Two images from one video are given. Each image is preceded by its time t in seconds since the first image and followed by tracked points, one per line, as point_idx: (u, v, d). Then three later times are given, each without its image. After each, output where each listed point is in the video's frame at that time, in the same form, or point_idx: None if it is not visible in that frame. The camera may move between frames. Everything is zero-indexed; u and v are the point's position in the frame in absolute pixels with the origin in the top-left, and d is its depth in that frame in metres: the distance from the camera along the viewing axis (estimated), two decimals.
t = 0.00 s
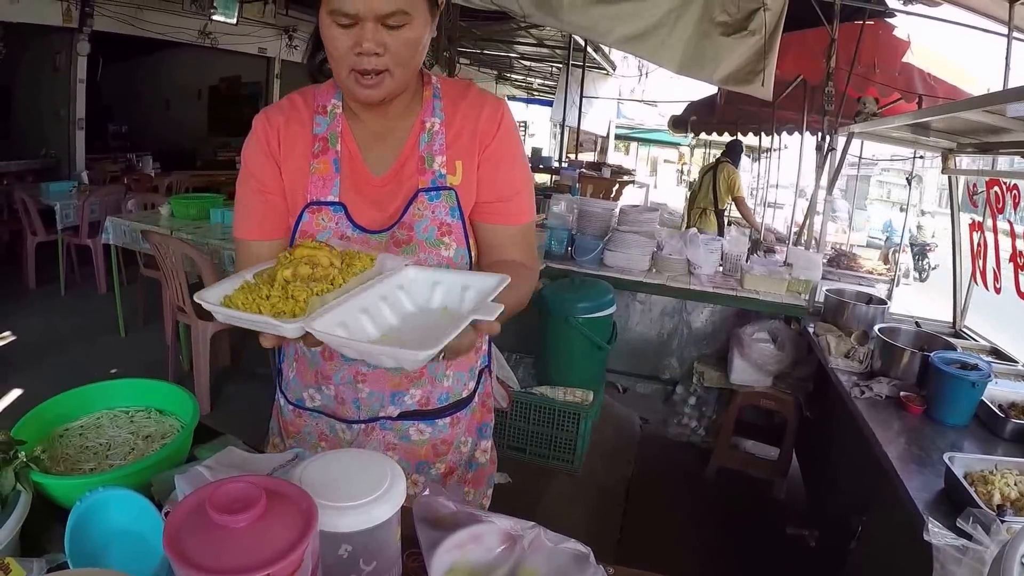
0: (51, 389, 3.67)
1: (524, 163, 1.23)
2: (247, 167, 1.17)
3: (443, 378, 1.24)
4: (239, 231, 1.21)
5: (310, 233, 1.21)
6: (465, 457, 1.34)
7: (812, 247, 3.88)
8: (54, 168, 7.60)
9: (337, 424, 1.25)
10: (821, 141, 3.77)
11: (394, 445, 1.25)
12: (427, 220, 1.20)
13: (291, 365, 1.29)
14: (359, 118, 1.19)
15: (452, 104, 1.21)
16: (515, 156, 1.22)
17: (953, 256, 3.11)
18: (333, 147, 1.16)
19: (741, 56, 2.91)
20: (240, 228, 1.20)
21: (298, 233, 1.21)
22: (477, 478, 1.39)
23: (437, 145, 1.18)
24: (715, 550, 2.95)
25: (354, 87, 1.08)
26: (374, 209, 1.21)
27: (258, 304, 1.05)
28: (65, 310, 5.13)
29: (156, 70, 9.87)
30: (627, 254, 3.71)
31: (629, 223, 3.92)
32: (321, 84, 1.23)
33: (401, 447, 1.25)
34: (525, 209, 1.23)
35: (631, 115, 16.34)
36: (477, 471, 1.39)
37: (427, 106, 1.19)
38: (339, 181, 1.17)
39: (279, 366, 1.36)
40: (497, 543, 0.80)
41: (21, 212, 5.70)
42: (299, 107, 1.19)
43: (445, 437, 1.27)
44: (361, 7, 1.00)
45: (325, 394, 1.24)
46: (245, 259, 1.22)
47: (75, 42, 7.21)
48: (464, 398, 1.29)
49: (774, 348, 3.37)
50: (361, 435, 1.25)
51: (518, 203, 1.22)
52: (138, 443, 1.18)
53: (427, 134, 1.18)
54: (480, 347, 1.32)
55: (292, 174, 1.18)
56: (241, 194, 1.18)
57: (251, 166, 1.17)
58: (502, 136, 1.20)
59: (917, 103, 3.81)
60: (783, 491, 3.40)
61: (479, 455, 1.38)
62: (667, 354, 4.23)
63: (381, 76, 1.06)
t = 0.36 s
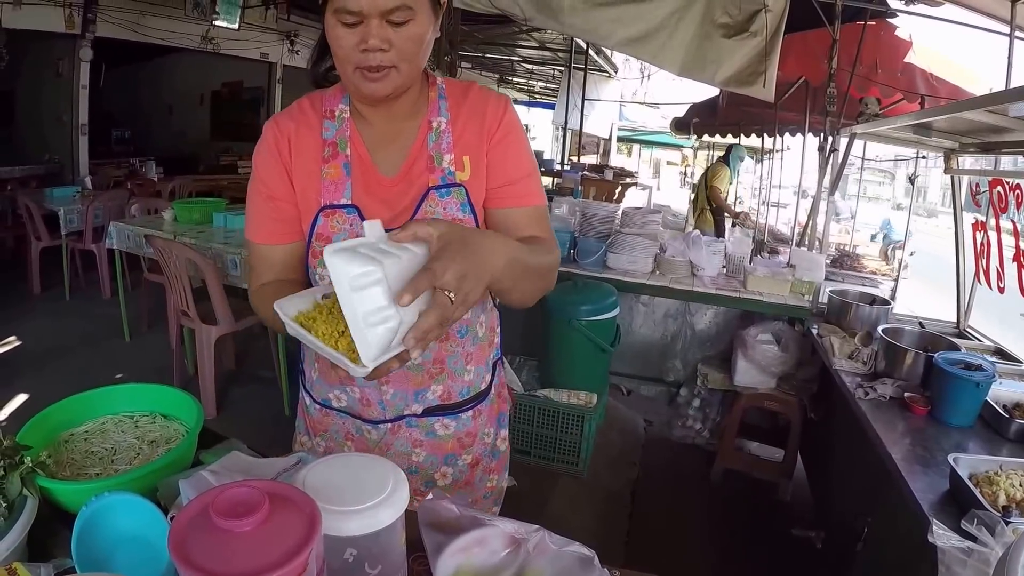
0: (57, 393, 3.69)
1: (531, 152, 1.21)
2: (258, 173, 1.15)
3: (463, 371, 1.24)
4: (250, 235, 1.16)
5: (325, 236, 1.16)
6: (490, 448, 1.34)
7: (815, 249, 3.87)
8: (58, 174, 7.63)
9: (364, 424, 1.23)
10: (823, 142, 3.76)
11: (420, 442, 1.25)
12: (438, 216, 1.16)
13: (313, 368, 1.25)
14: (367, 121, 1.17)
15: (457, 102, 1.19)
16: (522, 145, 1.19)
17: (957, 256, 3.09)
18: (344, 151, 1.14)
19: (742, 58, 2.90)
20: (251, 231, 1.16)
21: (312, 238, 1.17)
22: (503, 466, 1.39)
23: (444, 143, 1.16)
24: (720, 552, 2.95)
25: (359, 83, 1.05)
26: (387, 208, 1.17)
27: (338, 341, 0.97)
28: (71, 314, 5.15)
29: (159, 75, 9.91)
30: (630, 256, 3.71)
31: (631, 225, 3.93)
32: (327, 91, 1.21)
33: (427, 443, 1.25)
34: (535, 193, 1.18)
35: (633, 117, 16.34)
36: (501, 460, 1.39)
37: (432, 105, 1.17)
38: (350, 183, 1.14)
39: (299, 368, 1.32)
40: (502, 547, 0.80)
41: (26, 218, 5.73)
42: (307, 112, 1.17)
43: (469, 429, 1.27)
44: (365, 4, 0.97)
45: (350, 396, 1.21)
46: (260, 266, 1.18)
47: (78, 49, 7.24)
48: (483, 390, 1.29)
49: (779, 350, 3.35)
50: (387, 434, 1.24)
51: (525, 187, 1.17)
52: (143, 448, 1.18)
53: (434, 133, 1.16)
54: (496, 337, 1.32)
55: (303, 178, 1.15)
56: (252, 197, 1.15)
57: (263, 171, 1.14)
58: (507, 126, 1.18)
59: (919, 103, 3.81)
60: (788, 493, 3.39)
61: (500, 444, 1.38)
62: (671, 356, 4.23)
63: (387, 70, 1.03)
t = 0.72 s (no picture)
0: (60, 397, 3.69)
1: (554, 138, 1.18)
2: (286, 188, 1.09)
3: (505, 366, 1.21)
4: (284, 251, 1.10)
5: (364, 245, 1.12)
6: (527, 441, 1.32)
7: (817, 249, 3.86)
8: (61, 179, 7.66)
9: (405, 429, 1.20)
10: (825, 142, 3.76)
11: (463, 440, 1.22)
12: (474, 212, 1.13)
13: (351, 375, 1.21)
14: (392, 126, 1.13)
15: (478, 96, 1.16)
16: (545, 130, 1.16)
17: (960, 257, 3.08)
18: (374, 160, 1.10)
19: (744, 58, 2.90)
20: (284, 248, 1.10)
21: (351, 247, 1.13)
22: (538, 459, 1.38)
23: (471, 139, 1.12)
24: (723, 554, 2.93)
25: (383, 97, 1.00)
26: (422, 208, 1.13)
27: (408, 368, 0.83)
28: (74, 318, 5.17)
29: (162, 79, 9.94)
30: (633, 258, 3.71)
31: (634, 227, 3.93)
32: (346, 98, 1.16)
33: (470, 441, 1.22)
34: (561, 177, 1.15)
35: (634, 118, 16.37)
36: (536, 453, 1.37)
37: (454, 102, 1.13)
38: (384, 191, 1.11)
39: (330, 375, 1.28)
40: (507, 550, 0.80)
41: (29, 222, 5.74)
42: (331, 121, 1.13)
43: (511, 424, 1.25)
44: (386, 18, 0.91)
45: (393, 400, 1.18)
46: (295, 282, 1.12)
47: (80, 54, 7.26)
48: (522, 382, 1.27)
49: (782, 351, 3.34)
50: (430, 435, 1.21)
51: (551, 171, 1.14)
52: (147, 451, 1.18)
53: (459, 130, 1.12)
54: (528, 329, 1.30)
55: (334, 190, 1.10)
56: (285, 214, 1.09)
57: (293, 187, 1.09)
58: (530, 114, 1.14)
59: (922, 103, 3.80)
60: (791, 495, 3.38)
61: (536, 437, 1.36)
62: (673, 358, 4.23)
63: (412, 82, 0.98)
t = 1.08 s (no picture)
0: (63, 400, 3.69)
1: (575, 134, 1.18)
2: (307, 189, 1.07)
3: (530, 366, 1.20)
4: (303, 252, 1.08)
5: (389, 245, 1.10)
6: (549, 444, 1.31)
7: (819, 250, 3.85)
8: (63, 183, 7.69)
9: (427, 434, 1.18)
10: (827, 143, 3.75)
11: (487, 443, 1.21)
12: (498, 210, 1.11)
13: (373, 380, 1.19)
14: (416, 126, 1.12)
15: (498, 95, 1.16)
16: (566, 129, 1.16)
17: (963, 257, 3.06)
18: (397, 159, 1.08)
19: (746, 59, 2.89)
20: (303, 248, 1.07)
21: (375, 247, 1.10)
22: (559, 462, 1.37)
23: (494, 136, 1.11)
24: (726, 556, 2.92)
25: (411, 99, 1.00)
26: (446, 206, 1.11)
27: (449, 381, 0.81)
28: (77, 322, 5.18)
29: (164, 83, 9.97)
30: (636, 259, 3.70)
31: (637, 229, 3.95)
32: (368, 100, 1.14)
33: (494, 445, 1.21)
34: (583, 174, 1.15)
35: (636, 120, 16.37)
36: (558, 456, 1.36)
37: (476, 101, 1.13)
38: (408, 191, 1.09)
39: (349, 383, 1.26)
40: (512, 553, 0.79)
41: (32, 226, 5.76)
42: (353, 121, 1.11)
43: (534, 426, 1.24)
44: (417, 20, 0.91)
45: (417, 405, 1.16)
46: (314, 282, 1.10)
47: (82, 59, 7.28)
48: (544, 383, 1.25)
49: (784, 353, 3.32)
50: (454, 439, 1.19)
51: (573, 169, 1.14)
52: (150, 455, 1.18)
53: (482, 128, 1.11)
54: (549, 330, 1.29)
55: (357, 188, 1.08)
56: (305, 213, 1.07)
57: (315, 186, 1.06)
58: (551, 113, 1.15)
59: (924, 103, 3.79)
60: (793, 497, 3.37)
61: (557, 440, 1.35)
62: (676, 360, 4.23)
63: (440, 83, 0.98)
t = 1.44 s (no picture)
0: (65, 404, 3.69)
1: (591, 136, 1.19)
2: (324, 183, 1.04)
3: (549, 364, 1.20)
4: (318, 247, 1.05)
5: (410, 240, 1.08)
6: (567, 447, 1.30)
7: (820, 251, 3.84)
8: (66, 188, 7.70)
9: (445, 438, 1.17)
10: (829, 143, 3.75)
11: (505, 445, 1.20)
12: (520, 206, 1.11)
13: (390, 385, 1.18)
14: (436, 123, 1.11)
15: (516, 94, 1.16)
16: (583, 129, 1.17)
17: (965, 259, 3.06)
18: (418, 155, 1.07)
19: (747, 59, 2.89)
20: (318, 244, 1.05)
21: (396, 242, 1.08)
22: (575, 466, 1.36)
23: (514, 133, 1.12)
24: (729, 558, 2.92)
25: (436, 94, 0.99)
26: (466, 202, 1.10)
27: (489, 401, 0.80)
28: (79, 325, 5.18)
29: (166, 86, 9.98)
30: (637, 260, 3.70)
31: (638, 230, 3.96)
32: (386, 96, 1.13)
33: (512, 447, 1.20)
34: (598, 174, 1.17)
35: (636, 121, 16.39)
36: (575, 458, 1.35)
37: (495, 99, 1.13)
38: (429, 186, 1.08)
39: (365, 388, 1.26)
40: (516, 555, 0.79)
41: (34, 230, 5.76)
42: (371, 115, 1.09)
43: (553, 427, 1.23)
44: (445, 13, 0.91)
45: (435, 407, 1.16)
46: (327, 279, 1.07)
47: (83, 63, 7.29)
48: (562, 384, 1.26)
49: (787, 354, 3.31)
50: (473, 441, 1.18)
51: (589, 170, 1.16)
52: (153, 457, 1.17)
53: (502, 125, 1.11)
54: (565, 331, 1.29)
55: (376, 183, 1.06)
56: (322, 208, 1.04)
57: (333, 180, 1.04)
58: (569, 112, 1.16)
59: (926, 103, 3.78)
60: (795, 499, 3.36)
61: (574, 444, 1.35)
62: (677, 361, 4.22)
63: (466, 79, 0.98)
